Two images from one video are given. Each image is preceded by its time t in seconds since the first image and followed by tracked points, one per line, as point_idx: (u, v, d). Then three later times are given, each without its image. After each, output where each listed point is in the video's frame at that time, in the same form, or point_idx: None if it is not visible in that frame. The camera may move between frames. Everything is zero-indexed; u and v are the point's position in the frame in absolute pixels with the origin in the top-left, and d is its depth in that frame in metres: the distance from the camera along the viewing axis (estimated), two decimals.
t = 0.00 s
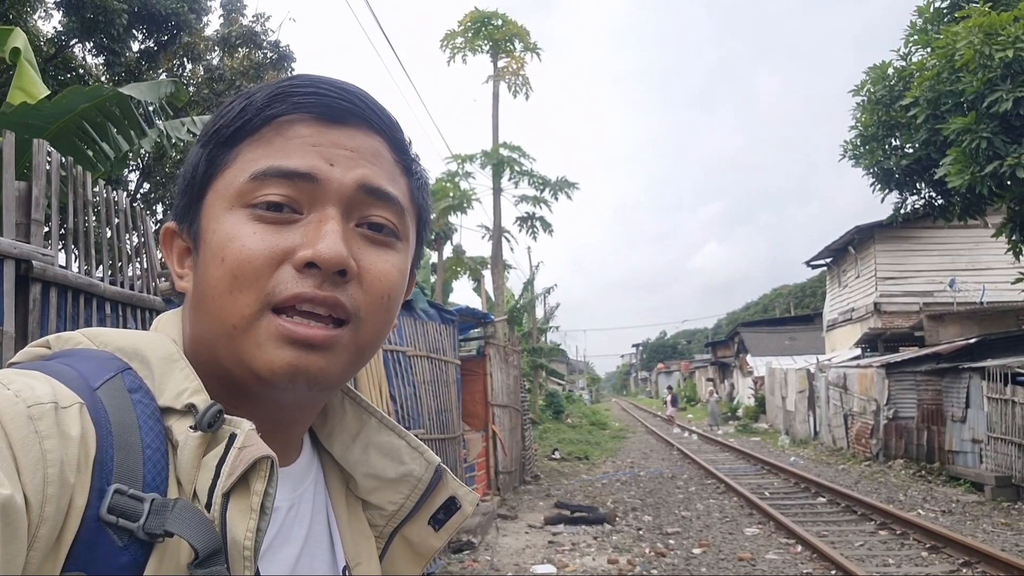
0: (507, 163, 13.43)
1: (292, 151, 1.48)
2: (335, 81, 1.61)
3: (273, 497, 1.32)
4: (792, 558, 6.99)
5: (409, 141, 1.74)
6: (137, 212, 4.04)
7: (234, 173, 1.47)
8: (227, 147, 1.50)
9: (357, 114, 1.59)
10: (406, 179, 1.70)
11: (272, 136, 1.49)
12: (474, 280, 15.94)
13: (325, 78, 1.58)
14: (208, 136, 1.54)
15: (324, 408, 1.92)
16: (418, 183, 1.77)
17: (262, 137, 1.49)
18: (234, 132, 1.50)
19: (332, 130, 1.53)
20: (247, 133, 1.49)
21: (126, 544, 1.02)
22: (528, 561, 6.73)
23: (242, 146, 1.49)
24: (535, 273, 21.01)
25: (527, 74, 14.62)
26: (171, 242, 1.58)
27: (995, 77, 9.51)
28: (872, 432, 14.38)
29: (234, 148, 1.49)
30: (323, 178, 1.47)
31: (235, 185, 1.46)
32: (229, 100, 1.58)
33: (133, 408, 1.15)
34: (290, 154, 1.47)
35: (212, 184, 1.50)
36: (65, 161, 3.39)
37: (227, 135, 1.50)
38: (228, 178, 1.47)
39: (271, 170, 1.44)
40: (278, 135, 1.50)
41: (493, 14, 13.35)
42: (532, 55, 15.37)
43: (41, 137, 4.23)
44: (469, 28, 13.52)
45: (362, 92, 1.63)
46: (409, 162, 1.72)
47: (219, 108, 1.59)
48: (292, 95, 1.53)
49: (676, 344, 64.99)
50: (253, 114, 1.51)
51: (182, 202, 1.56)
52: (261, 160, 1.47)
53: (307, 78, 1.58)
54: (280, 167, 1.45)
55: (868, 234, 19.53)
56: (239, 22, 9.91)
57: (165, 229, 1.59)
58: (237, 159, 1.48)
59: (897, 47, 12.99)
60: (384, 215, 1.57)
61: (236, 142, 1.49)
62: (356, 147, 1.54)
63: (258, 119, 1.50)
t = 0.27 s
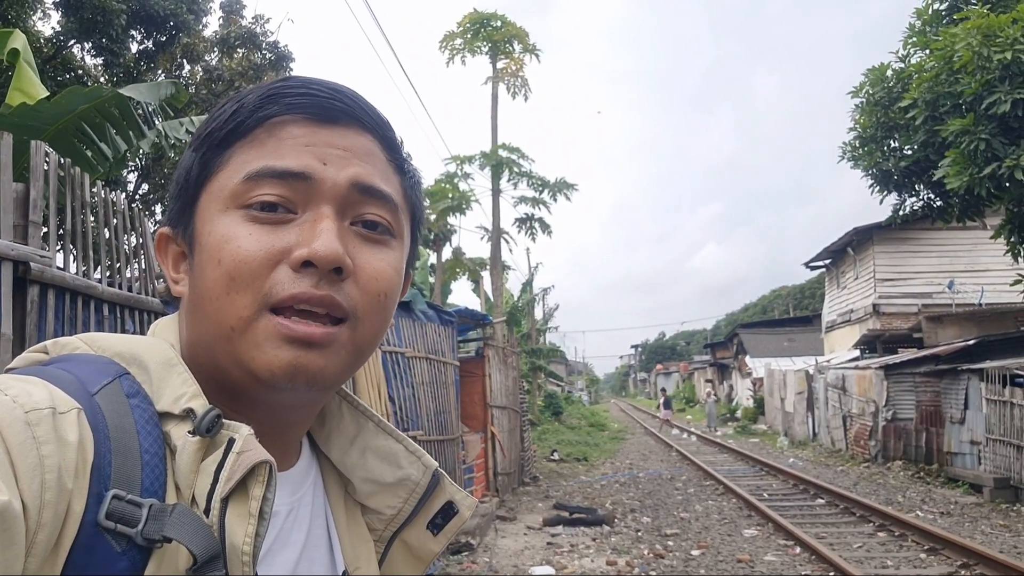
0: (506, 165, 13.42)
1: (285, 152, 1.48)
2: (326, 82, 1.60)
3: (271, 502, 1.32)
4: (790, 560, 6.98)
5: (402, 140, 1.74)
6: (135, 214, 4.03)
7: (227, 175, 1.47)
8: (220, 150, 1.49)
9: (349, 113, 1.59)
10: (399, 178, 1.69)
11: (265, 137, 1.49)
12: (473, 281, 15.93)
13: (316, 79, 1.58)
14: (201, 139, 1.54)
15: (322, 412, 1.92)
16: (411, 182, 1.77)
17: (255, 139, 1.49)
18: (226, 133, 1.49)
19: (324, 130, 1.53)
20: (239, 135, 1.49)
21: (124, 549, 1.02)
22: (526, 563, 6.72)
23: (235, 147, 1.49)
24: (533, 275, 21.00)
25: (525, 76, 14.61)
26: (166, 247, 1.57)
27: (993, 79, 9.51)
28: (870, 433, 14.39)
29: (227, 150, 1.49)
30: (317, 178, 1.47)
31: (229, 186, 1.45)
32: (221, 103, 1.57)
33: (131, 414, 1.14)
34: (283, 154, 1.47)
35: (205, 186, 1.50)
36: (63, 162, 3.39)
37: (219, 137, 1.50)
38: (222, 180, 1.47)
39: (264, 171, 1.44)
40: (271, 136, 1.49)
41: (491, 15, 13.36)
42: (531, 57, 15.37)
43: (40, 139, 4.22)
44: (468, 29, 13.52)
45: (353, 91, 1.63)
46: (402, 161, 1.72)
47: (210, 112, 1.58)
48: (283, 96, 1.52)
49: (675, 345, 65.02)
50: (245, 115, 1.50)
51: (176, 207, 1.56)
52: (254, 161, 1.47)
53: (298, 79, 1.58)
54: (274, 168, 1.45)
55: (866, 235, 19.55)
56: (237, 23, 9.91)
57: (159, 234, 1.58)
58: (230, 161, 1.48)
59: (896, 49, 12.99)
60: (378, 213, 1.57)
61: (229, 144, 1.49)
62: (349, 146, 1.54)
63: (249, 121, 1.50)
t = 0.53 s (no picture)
0: (506, 166, 13.42)
1: (286, 150, 1.48)
2: (325, 82, 1.61)
3: (273, 502, 1.32)
4: (790, 562, 6.98)
5: (400, 140, 1.75)
6: (135, 215, 4.03)
7: (229, 174, 1.47)
8: (220, 150, 1.50)
9: (348, 112, 1.59)
10: (399, 178, 1.70)
11: (265, 136, 1.50)
12: (472, 283, 15.93)
13: (315, 80, 1.59)
14: (201, 141, 1.54)
15: (324, 413, 1.92)
16: (411, 182, 1.77)
17: (256, 139, 1.49)
18: (227, 134, 1.50)
19: (324, 129, 1.53)
20: (239, 135, 1.50)
21: (127, 550, 1.02)
22: (525, 565, 6.72)
23: (235, 148, 1.49)
24: (532, 276, 21.01)
25: (525, 77, 14.62)
26: (167, 250, 1.57)
27: (992, 81, 9.53)
28: (869, 435, 14.40)
29: (227, 151, 1.49)
30: (318, 175, 1.47)
31: (230, 185, 1.45)
32: (221, 105, 1.58)
33: (133, 414, 1.14)
34: (284, 153, 1.47)
35: (207, 186, 1.50)
36: (63, 163, 3.39)
37: (220, 138, 1.50)
38: (223, 180, 1.47)
39: (265, 169, 1.45)
40: (271, 136, 1.50)
41: (491, 17, 13.37)
42: (530, 59, 15.38)
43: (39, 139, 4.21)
44: (468, 31, 13.53)
45: (352, 92, 1.64)
46: (401, 161, 1.72)
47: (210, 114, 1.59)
48: (282, 95, 1.53)
49: (674, 347, 65.04)
50: (244, 116, 1.51)
51: (177, 209, 1.56)
52: (255, 159, 1.47)
53: (297, 80, 1.58)
54: (275, 166, 1.45)
55: (866, 237, 19.57)
56: (237, 24, 9.93)
57: (160, 237, 1.58)
58: (231, 161, 1.48)
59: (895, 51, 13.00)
60: (378, 211, 1.57)
61: (230, 144, 1.50)
62: (349, 144, 1.54)
63: (249, 121, 1.50)
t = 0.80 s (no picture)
0: (505, 167, 13.42)
1: (287, 154, 1.47)
2: (328, 83, 1.60)
3: (272, 500, 1.32)
4: (789, 563, 6.98)
5: (404, 140, 1.74)
6: (134, 215, 4.03)
7: (230, 177, 1.47)
8: (222, 152, 1.49)
9: (351, 115, 1.58)
10: (401, 180, 1.69)
11: (267, 139, 1.49)
12: (471, 284, 15.93)
13: (317, 80, 1.58)
14: (203, 141, 1.53)
15: (323, 412, 1.92)
16: (414, 183, 1.77)
17: (257, 141, 1.49)
18: (229, 135, 1.49)
19: (326, 132, 1.52)
20: (241, 137, 1.49)
21: (125, 547, 1.02)
22: (524, 566, 6.71)
23: (236, 150, 1.49)
24: (532, 277, 21.01)
25: (524, 79, 14.62)
26: (167, 248, 1.58)
27: (991, 83, 9.56)
28: (868, 436, 14.40)
29: (228, 153, 1.49)
30: (319, 180, 1.47)
31: (231, 188, 1.45)
32: (223, 104, 1.57)
33: (132, 412, 1.14)
34: (286, 156, 1.47)
35: (208, 187, 1.50)
36: (62, 163, 3.39)
37: (221, 139, 1.50)
38: (224, 183, 1.47)
39: (267, 174, 1.44)
40: (273, 138, 1.49)
41: (490, 18, 13.38)
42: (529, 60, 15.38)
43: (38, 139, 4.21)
44: (467, 32, 13.54)
45: (356, 93, 1.63)
46: (405, 162, 1.72)
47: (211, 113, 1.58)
48: (285, 97, 1.52)
49: (673, 348, 65.06)
50: (246, 117, 1.50)
51: (179, 208, 1.56)
52: (256, 163, 1.46)
53: (300, 80, 1.57)
54: (276, 171, 1.45)
55: (864, 239, 19.58)
56: (236, 26, 9.94)
57: (161, 235, 1.59)
58: (232, 164, 1.48)
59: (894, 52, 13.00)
60: (380, 216, 1.57)
61: (231, 146, 1.49)
62: (351, 148, 1.54)
63: (251, 122, 1.50)
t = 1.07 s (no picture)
0: (504, 168, 13.42)
1: (288, 157, 1.48)
2: (329, 85, 1.60)
3: (271, 502, 1.32)
4: (787, 564, 6.97)
5: (404, 142, 1.74)
6: (134, 216, 4.03)
7: (230, 180, 1.47)
8: (222, 155, 1.50)
9: (351, 117, 1.58)
10: (402, 183, 1.69)
11: (268, 142, 1.49)
12: (470, 285, 15.92)
13: (318, 82, 1.58)
14: (203, 143, 1.53)
15: (323, 414, 1.92)
16: (414, 186, 1.77)
17: (258, 144, 1.49)
18: (229, 138, 1.49)
19: (327, 135, 1.52)
20: (242, 140, 1.49)
21: (125, 550, 1.02)
22: (523, 567, 6.71)
23: (237, 152, 1.49)
24: (531, 277, 21.04)
25: (523, 80, 14.63)
26: (167, 251, 1.58)
27: (990, 84, 9.59)
28: (867, 438, 14.41)
29: (229, 156, 1.49)
30: (319, 184, 1.47)
31: (231, 191, 1.45)
32: (224, 106, 1.57)
33: (132, 414, 1.14)
34: (287, 160, 1.47)
35: (208, 190, 1.50)
36: (61, 164, 3.39)
37: (222, 142, 1.50)
38: (224, 185, 1.47)
39: (267, 177, 1.45)
40: (273, 141, 1.49)
41: (489, 19, 13.39)
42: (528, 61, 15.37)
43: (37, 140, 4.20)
44: (467, 33, 13.56)
45: (356, 95, 1.63)
46: (405, 165, 1.72)
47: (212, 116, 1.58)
48: (285, 100, 1.52)
49: (671, 349, 65.12)
50: (247, 119, 1.50)
51: (179, 211, 1.56)
52: (257, 166, 1.46)
53: (301, 83, 1.57)
54: (276, 174, 1.45)
55: (863, 240, 19.60)
56: (236, 26, 9.95)
57: (161, 237, 1.59)
58: (232, 166, 1.48)
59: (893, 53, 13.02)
60: (380, 219, 1.57)
61: (232, 149, 1.49)
62: (351, 152, 1.54)
63: (251, 125, 1.50)
